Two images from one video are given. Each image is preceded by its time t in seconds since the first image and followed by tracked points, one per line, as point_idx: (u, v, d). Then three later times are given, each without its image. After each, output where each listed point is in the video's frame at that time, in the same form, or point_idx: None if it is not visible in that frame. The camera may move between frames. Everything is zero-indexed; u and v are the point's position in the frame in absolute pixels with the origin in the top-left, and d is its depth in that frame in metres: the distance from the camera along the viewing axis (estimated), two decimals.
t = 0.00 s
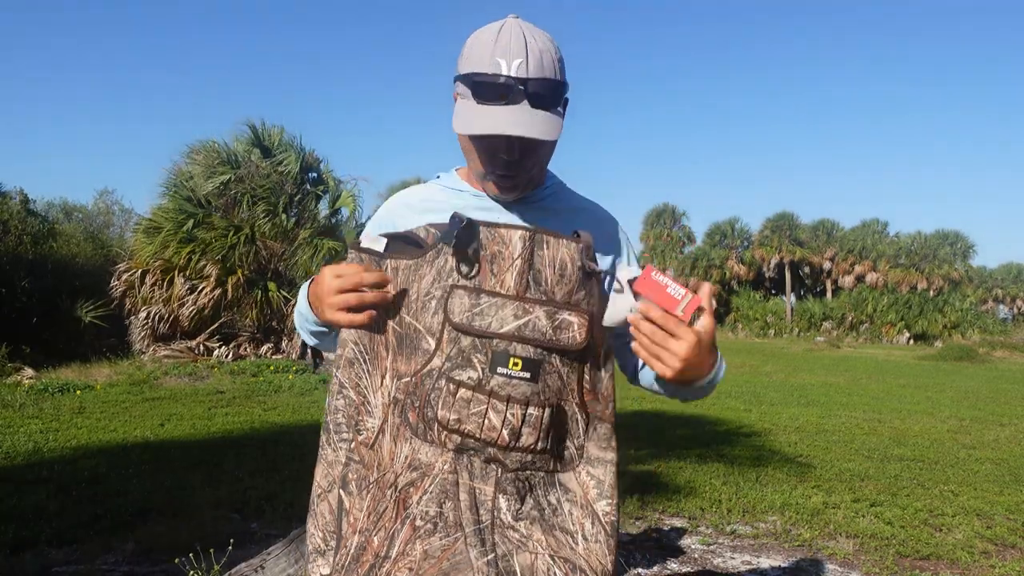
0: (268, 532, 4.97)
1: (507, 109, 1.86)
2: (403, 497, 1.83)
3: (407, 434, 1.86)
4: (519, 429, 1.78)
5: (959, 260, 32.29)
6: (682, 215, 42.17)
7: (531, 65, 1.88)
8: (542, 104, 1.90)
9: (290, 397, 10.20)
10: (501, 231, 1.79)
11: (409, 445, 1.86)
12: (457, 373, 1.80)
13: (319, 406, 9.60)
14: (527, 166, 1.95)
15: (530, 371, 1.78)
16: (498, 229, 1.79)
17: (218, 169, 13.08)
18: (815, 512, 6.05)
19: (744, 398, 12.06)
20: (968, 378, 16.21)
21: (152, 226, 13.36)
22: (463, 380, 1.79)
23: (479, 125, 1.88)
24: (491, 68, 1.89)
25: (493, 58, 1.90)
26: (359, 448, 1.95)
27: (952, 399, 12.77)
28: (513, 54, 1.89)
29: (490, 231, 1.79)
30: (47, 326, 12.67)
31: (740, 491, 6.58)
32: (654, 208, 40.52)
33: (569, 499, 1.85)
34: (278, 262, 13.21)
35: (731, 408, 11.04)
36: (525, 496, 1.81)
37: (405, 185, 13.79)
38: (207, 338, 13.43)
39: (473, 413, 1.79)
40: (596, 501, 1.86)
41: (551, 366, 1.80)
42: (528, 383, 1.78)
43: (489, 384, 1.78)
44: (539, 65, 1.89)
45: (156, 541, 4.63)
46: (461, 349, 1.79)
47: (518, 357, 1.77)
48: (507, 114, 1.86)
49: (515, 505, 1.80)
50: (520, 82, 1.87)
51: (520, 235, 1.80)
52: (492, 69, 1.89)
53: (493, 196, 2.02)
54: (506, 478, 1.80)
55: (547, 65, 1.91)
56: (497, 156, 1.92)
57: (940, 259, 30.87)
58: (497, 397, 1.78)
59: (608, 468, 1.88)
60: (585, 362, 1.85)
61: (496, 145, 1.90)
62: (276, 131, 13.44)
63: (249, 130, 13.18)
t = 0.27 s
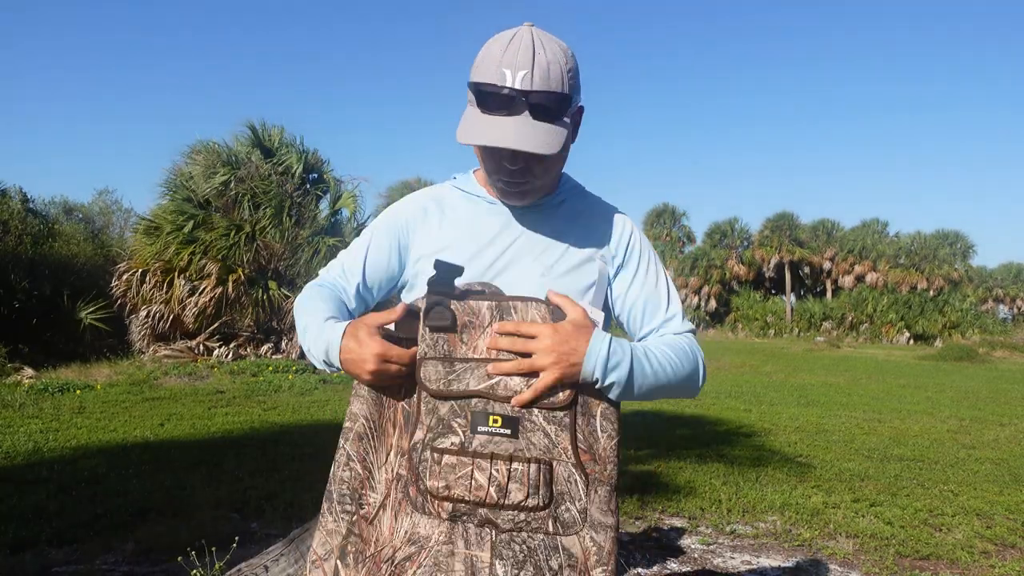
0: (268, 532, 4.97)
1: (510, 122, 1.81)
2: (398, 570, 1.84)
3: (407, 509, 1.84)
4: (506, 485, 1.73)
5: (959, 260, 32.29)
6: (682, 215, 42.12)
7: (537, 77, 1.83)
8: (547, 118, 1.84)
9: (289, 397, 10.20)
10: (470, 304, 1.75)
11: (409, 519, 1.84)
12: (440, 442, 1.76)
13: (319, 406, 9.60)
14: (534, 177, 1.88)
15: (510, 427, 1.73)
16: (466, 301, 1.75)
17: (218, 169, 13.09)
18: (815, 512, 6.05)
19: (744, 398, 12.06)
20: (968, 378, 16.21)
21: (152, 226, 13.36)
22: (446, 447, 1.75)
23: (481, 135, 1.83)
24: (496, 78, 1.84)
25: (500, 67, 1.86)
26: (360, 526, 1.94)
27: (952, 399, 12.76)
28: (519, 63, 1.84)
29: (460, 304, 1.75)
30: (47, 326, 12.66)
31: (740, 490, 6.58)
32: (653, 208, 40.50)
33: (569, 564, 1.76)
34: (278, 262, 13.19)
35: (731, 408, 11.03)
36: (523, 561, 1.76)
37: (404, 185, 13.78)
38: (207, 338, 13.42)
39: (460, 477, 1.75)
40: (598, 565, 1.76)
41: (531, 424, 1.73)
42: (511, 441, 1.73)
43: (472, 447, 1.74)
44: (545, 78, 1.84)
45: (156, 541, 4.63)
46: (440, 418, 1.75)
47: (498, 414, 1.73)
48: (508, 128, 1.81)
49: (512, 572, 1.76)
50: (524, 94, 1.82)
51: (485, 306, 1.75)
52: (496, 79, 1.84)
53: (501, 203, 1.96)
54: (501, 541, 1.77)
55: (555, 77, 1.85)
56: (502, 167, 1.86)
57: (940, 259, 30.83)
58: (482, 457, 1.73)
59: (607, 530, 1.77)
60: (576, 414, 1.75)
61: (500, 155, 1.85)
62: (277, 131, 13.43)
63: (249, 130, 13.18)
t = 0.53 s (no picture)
0: (268, 532, 4.97)
1: (498, 158, 1.75)
2: None
3: (414, 522, 1.82)
4: (519, 508, 1.74)
5: (959, 260, 32.26)
6: (682, 215, 42.08)
7: (521, 106, 1.77)
8: (535, 145, 1.78)
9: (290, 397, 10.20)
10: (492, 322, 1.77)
11: (414, 532, 1.82)
12: (457, 458, 1.76)
13: (319, 406, 9.60)
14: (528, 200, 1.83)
15: (527, 449, 1.74)
16: (490, 321, 1.77)
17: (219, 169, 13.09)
18: (815, 512, 6.05)
19: (744, 398, 12.05)
20: (968, 378, 16.19)
21: (152, 226, 13.37)
22: (463, 464, 1.76)
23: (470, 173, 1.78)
24: (479, 111, 1.79)
25: (481, 97, 1.80)
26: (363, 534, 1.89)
27: (952, 399, 12.75)
28: (501, 91, 1.77)
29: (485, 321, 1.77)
30: (47, 326, 12.66)
31: (740, 490, 6.57)
32: (653, 208, 40.47)
33: None
34: (279, 262, 13.18)
35: (731, 408, 11.02)
36: None
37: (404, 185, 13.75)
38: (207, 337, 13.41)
39: (474, 495, 1.75)
40: None
41: (547, 446, 1.76)
42: (526, 462, 1.75)
43: (488, 466, 1.74)
44: (529, 105, 1.78)
45: (156, 542, 4.63)
46: (460, 434, 1.76)
47: (515, 437, 1.74)
48: (498, 163, 1.75)
49: None
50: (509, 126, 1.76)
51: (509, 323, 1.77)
52: (479, 113, 1.78)
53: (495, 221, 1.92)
54: (510, 561, 1.76)
55: (538, 101, 1.78)
56: (493, 197, 1.82)
57: (940, 259, 30.79)
58: (496, 477, 1.74)
59: (607, 553, 1.80)
60: (590, 442, 1.78)
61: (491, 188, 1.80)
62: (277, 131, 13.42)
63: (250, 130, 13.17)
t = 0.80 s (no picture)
0: (268, 532, 4.97)
1: (469, 158, 1.67)
2: None
3: (400, 516, 1.75)
4: (506, 493, 1.69)
5: (959, 260, 32.24)
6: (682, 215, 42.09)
7: (488, 105, 1.69)
8: (506, 143, 1.71)
9: (289, 397, 10.19)
10: (469, 304, 1.70)
11: (402, 526, 1.75)
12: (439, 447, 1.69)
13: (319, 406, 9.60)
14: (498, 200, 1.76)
15: (511, 434, 1.70)
16: (466, 304, 1.70)
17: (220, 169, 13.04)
18: (814, 512, 6.05)
19: (744, 398, 12.05)
20: (968, 378, 16.19)
21: (152, 226, 13.37)
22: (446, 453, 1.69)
23: (440, 176, 1.68)
24: (446, 113, 1.69)
25: (447, 100, 1.70)
26: (351, 538, 1.82)
27: (952, 399, 12.75)
28: (468, 93, 1.69)
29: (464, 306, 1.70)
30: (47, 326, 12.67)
31: (740, 490, 6.57)
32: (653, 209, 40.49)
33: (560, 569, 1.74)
34: (279, 262, 13.10)
35: (731, 408, 11.02)
36: (521, 565, 1.71)
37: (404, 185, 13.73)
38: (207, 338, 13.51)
39: (459, 484, 1.68)
40: (586, 566, 1.77)
41: (529, 430, 1.72)
42: (510, 446, 1.70)
43: (473, 453, 1.68)
44: (496, 104, 1.70)
45: (156, 542, 4.63)
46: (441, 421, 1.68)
47: (498, 422, 1.69)
48: (470, 164, 1.67)
49: None
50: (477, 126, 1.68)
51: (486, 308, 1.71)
52: (446, 114, 1.69)
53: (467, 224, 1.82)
54: (499, 547, 1.71)
55: (503, 98, 1.71)
56: (464, 199, 1.73)
57: (940, 259, 30.78)
58: (482, 463, 1.68)
59: (592, 534, 1.78)
60: (569, 424, 1.75)
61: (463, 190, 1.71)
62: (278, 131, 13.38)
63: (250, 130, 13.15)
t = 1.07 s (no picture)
0: (268, 532, 4.97)
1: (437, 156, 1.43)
2: (359, 541, 1.50)
3: (359, 471, 1.52)
4: (474, 439, 1.49)
5: (958, 260, 32.30)
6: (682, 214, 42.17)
7: (458, 98, 1.44)
8: (478, 140, 1.47)
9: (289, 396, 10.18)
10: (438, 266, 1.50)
11: (361, 481, 1.51)
12: (404, 394, 1.48)
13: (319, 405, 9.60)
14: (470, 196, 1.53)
15: (479, 379, 1.50)
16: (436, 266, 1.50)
17: (220, 169, 13.03)
18: (815, 512, 6.05)
19: (744, 398, 12.04)
20: (968, 378, 16.21)
21: (152, 226, 13.39)
22: (410, 400, 1.48)
23: (407, 172, 1.45)
24: (416, 109, 1.44)
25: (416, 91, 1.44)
26: (311, 503, 1.59)
27: (952, 399, 12.76)
28: (439, 85, 1.43)
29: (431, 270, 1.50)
30: (47, 326, 12.68)
31: (739, 490, 6.58)
32: (653, 208, 40.56)
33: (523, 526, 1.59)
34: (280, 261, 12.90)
35: (731, 408, 11.03)
36: (484, 516, 1.51)
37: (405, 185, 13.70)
38: (207, 338, 13.54)
39: (425, 431, 1.47)
40: (540, 525, 1.61)
41: (497, 378, 1.54)
42: (478, 392, 1.50)
43: (438, 398, 1.48)
44: (467, 98, 1.45)
45: (156, 541, 4.63)
46: (406, 368, 1.49)
47: (466, 366, 1.50)
48: (441, 165, 1.44)
49: (477, 530, 1.50)
50: (449, 122, 1.44)
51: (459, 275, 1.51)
52: (411, 107, 1.43)
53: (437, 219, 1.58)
54: (465, 497, 1.50)
55: (474, 90, 1.47)
56: (432, 197, 1.50)
57: (939, 259, 30.83)
58: (449, 407, 1.48)
59: (546, 493, 1.64)
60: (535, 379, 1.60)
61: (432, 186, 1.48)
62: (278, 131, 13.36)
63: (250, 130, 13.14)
